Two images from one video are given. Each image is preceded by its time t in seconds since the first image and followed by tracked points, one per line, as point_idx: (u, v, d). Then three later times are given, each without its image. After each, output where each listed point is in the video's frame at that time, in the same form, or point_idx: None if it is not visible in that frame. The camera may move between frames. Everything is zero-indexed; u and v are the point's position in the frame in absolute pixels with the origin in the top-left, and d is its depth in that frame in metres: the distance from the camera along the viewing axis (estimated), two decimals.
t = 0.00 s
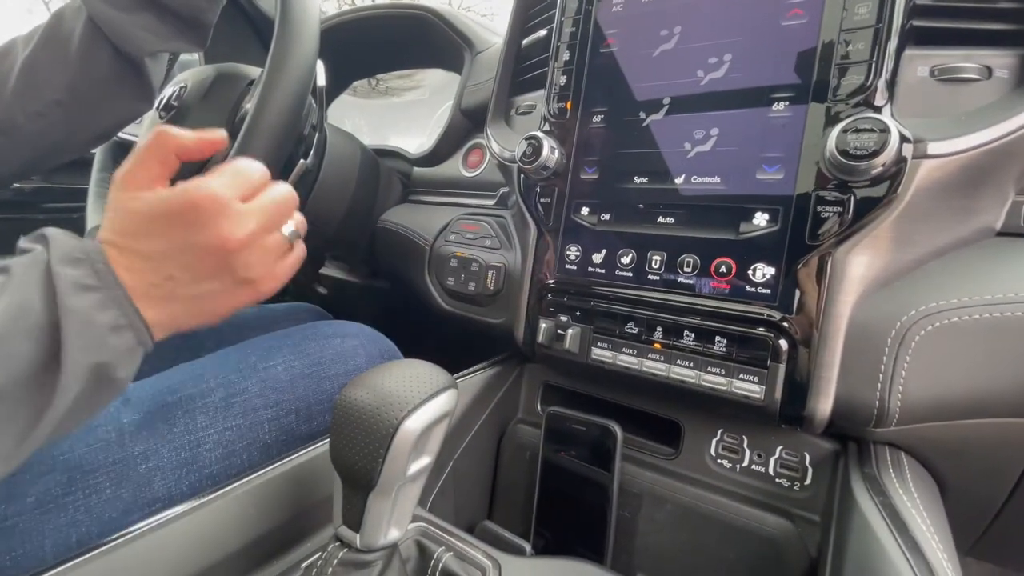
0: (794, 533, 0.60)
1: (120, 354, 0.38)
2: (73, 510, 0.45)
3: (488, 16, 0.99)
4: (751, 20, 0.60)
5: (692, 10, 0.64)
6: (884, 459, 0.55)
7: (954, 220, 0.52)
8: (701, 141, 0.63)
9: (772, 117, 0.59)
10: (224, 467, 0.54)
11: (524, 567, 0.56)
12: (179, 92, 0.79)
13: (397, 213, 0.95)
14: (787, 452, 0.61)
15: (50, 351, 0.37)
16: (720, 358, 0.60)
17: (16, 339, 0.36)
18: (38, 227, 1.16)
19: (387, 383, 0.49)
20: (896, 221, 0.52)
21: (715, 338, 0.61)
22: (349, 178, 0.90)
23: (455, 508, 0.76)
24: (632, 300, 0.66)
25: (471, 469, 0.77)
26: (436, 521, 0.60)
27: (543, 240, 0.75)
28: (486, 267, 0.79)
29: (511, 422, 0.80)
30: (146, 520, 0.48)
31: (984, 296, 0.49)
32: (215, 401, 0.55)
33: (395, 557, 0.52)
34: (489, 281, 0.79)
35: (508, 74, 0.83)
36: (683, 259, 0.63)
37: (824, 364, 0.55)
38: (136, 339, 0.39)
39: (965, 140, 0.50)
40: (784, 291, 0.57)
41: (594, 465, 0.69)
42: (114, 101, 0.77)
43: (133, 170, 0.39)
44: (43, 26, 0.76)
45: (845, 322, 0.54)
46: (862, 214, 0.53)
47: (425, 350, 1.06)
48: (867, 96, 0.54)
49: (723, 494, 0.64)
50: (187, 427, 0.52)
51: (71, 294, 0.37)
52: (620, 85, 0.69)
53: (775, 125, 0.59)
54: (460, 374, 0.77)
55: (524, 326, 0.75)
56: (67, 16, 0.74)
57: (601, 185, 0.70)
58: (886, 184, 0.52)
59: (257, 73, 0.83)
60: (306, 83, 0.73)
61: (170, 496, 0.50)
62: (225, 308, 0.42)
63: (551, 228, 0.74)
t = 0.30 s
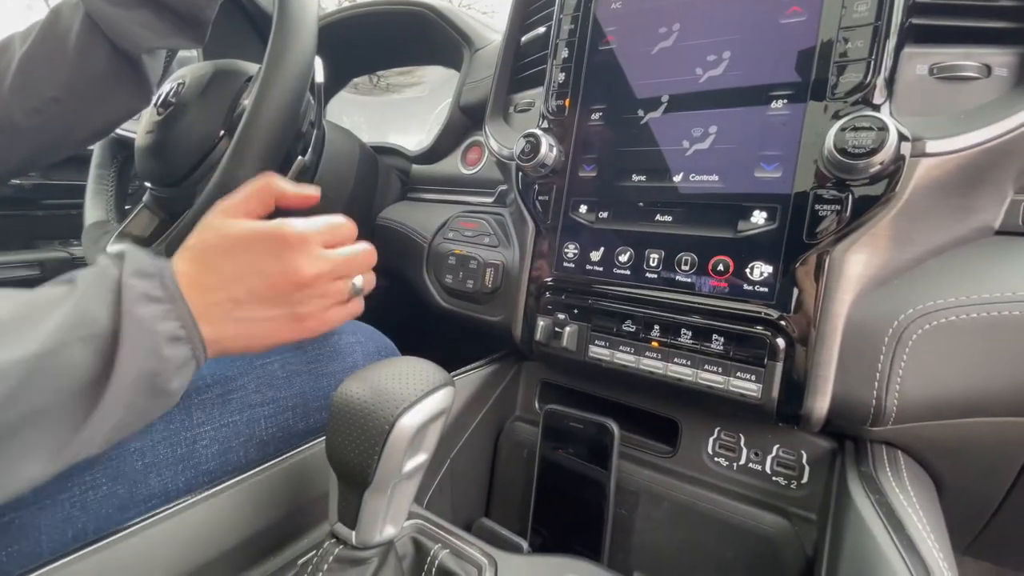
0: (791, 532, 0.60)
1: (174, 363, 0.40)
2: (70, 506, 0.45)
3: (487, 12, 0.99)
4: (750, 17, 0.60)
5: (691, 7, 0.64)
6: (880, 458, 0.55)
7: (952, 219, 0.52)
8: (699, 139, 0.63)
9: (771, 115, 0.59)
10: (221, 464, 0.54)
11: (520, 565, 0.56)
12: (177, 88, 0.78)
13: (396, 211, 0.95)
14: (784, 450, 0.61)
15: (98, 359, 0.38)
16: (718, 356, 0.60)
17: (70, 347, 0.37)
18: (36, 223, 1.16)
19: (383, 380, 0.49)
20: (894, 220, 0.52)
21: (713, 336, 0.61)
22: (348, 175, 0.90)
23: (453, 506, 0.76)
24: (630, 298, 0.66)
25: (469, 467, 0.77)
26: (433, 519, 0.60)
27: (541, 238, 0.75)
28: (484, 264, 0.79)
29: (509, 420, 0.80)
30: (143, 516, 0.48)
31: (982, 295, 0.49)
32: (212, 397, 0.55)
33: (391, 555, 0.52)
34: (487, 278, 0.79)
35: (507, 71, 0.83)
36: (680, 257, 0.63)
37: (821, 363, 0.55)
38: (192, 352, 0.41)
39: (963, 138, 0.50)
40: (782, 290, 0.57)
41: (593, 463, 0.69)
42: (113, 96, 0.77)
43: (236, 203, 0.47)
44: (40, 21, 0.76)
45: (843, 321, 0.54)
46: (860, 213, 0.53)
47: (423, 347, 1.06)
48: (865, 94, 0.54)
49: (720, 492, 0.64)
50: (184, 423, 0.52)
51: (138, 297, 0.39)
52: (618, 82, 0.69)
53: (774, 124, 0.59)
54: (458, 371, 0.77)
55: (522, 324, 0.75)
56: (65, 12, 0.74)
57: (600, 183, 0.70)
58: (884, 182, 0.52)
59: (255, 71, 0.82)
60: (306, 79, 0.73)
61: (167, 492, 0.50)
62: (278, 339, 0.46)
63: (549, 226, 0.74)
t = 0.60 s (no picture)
0: (787, 533, 0.60)
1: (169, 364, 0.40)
2: (67, 505, 0.45)
3: (486, 11, 0.99)
4: (748, 18, 0.60)
5: (690, 8, 0.64)
6: (877, 459, 0.55)
7: (948, 221, 0.52)
8: (697, 140, 0.63)
9: (769, 116, 0.59)
10: (218, 464, 0.54)
11: (517, 564, 0.56)
12: (175, 88, 0.78)
13: (394, 211, 0.95)
14: (780, 451, 0.61)
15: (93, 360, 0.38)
16: (715, 357, 0.60)
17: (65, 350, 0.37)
18: (34, 222, 1.16)
19: (380, 380, 0.49)
20: (891, 222, 0.52)
21: (710, 337, 0.61)
22: (347, 174, 0.90)
23: (450, 506, 0.76)
24: (628, 299, 0.66)
25: (466, 467, 0.78)
26: (430, 519, 0.60)
27: (539, 238, 0.75)
28: (483, 265, 0.79)
29: (507, 420, 0.80)
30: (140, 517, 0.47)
31: (978, 297, 0.49)
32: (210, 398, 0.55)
33: (388, 555, 0.52)
34: (485, 279, 0.79)
35: (506, 72, 0.83)
36: (678, 258, 0.63)
37: (818, 364, 0.55)
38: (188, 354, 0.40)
39: (960, 140, 0.50)
40: (779, 291, 0.57)
41: (590, 463, 0.69)
42: (111, 94, 0.77)
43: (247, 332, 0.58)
44: (38, 20, 0.76)
45: (840, 322, 0.54)
46: (857, 214, 0.53)
47: (421, 347, 1.07)
48: (863, 96, 0.54)
49: (717, 493, 0.64)
50: (180, 426, 0.53)
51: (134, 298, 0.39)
52: (617, 83, 0.69)
53: (772, 125, 0.59)
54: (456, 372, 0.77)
55: (521, 325, 0.75)
56: (63, 10, 0.74)
57: (597, 184, 0.70)
58: (881, 184, 0.52)
59: (254, 70, 0.82)
60: (304, 79, 0.73)
61: (164, 493, 0.50)
62: (259, 388, 0.58)
63: (548, 227, 0.74)
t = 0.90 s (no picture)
0: (785, 534, 0.60)
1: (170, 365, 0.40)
2: (68, 505, 0.45)
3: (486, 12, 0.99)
4: (747, 21, 0.60)
5: (689, 10, 0.64)
6: (874, 460, 0.55)
7: (945, 223, 0.52)
8: (696, 142, 0.63)
9: (767, 118, 0.59)
10: (218, 465, 0.54)
11: (515, 565, 0.56)
12: (175, 88, 0.78)
13: (393, 212, 0.95)
14: (778, 452, 0.61)
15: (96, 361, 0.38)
16: (714, 358, 0.61)
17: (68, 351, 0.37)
18: (33, 222, 1.16)
19: (379, 380, 0.49)
20: (889, 224, 0.53)
21: (709, 339, 0.61)
22: (346, 175, 0.90)
23: (449, 506, 0.76)
24: (627, 300, 0.66)
25: (466, 468, 0.78)
26: (428, 520, 0.60)
27: (539, 239, 0.75)
28: (482, 265, 0.79)
29: (506, 421, 0.80)
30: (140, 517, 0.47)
31: (974, 299, 0.49)
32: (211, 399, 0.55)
33: (386, 555, 0.52)
34: (484, 280, 0.79)
35: (505, 73, 0.83)
36: (677, 260, 0.64)
37: (816, 365, 0.55)
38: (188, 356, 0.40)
39: (957, 143, 0.50)
40: (777, 293, 0.57)
41: (589, 464, 0.69)
42: (111, 95, 0.78)
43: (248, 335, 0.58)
44: (39, 20, 0.76)
45: (838, 324, 0.54)
46: (855, 217, 0.53)
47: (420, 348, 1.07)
48: (861, 99, 0.54)
49: (715, 494, 0.64)
50: (181, 426, 0.53)
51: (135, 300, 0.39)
52: (616, 84, 0.69)
53: (770, 127, 0.59)
54: (455, 372, 0.77)
55: (520, 325, 0.76)
56: (64, 10, 0.74)
57: (596, 185, 0.70)
58: (879, 186, 0.52)
59: (254, 70, 0.83)
60: (304, 79, 0.73)
61: (164, 494, 0.50)
62: (260, 388, 0.59)
63: (547, 228, 0.74)
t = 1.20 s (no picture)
0: (787, 534, 0.60)
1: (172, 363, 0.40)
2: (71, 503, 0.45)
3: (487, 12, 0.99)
4: (750, 20, 0.60)
5: (692, 9, 0.64)
6: (877, 461, 0.55)
7: (948, 223, 0.52)
8: (698, 141, 0.63)
9: (770, 118, 0.59)
10: (220, 463, 0.54)
11: (517, 564, 0.56)
12: (177, 87, 0.78)
13: (394, 211, 0.95)
14: (780, 452, 0.61)
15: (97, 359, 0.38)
16: (716, 358, 0.60)
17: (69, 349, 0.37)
18: (34, 221, 1.16)
19: (381, 379, 0.49)
20: (892, 224, 0.52)
21: (710, 338, 0.61)
22: (347, 174, 0.90)
23: (450, 506, 0.76)
24: (628, 299, 0.66)
25: (467, 467, 0.78)
26: (430, 519, 0.60)
27: (540, 239, 0.75)
28: (483, 265, 0.79)
29: (507, 420, 0.80)
30: (142, 514, 0.47)
31: (977, 299, 0.49)
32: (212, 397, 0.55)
33: (388, 555, 0.52)
34: (486, 279, 0.79)
35: (507, 72, 0.83)
36: (679, 260, 0.64)
37: (818, 365, 0.55)
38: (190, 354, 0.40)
39: (960, 142, 0.50)
40: (780, 292, 0.57)
41: (590, 463, 0.69)
42: (113, 94, 0.78)
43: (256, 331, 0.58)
44: (41, 20, 0.76)
45: (840, 324, 0.54)
46: (858, 216, 0.53)
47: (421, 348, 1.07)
48: (864, 98, 0.54)
49: (717, 494, 0.64)
50: (183, 425, 0.53)
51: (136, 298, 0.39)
52: (618, 83, 0.69)
53: (773, 126, 0.59)
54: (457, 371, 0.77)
55: (522, 325, 0.75)
56: (66, 9, 0.74)
57: (598, 185, 0.70)
58: (882, 185, 0.52)
59: (257, 70, 0.82)
60: (306, 78, 0.73)
61: (166, 492, 0.50)
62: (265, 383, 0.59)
63: (549, 228, 0.74)
